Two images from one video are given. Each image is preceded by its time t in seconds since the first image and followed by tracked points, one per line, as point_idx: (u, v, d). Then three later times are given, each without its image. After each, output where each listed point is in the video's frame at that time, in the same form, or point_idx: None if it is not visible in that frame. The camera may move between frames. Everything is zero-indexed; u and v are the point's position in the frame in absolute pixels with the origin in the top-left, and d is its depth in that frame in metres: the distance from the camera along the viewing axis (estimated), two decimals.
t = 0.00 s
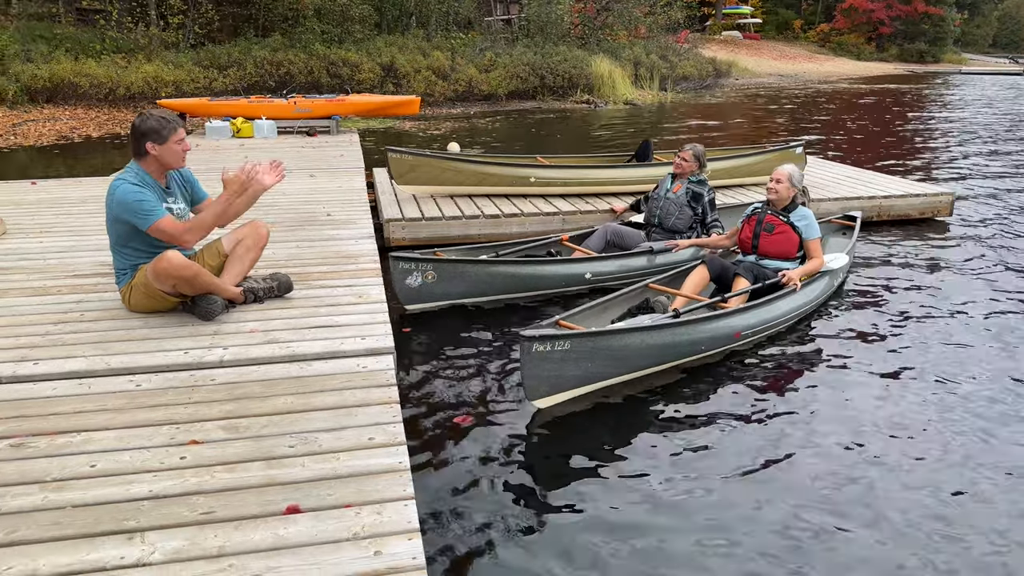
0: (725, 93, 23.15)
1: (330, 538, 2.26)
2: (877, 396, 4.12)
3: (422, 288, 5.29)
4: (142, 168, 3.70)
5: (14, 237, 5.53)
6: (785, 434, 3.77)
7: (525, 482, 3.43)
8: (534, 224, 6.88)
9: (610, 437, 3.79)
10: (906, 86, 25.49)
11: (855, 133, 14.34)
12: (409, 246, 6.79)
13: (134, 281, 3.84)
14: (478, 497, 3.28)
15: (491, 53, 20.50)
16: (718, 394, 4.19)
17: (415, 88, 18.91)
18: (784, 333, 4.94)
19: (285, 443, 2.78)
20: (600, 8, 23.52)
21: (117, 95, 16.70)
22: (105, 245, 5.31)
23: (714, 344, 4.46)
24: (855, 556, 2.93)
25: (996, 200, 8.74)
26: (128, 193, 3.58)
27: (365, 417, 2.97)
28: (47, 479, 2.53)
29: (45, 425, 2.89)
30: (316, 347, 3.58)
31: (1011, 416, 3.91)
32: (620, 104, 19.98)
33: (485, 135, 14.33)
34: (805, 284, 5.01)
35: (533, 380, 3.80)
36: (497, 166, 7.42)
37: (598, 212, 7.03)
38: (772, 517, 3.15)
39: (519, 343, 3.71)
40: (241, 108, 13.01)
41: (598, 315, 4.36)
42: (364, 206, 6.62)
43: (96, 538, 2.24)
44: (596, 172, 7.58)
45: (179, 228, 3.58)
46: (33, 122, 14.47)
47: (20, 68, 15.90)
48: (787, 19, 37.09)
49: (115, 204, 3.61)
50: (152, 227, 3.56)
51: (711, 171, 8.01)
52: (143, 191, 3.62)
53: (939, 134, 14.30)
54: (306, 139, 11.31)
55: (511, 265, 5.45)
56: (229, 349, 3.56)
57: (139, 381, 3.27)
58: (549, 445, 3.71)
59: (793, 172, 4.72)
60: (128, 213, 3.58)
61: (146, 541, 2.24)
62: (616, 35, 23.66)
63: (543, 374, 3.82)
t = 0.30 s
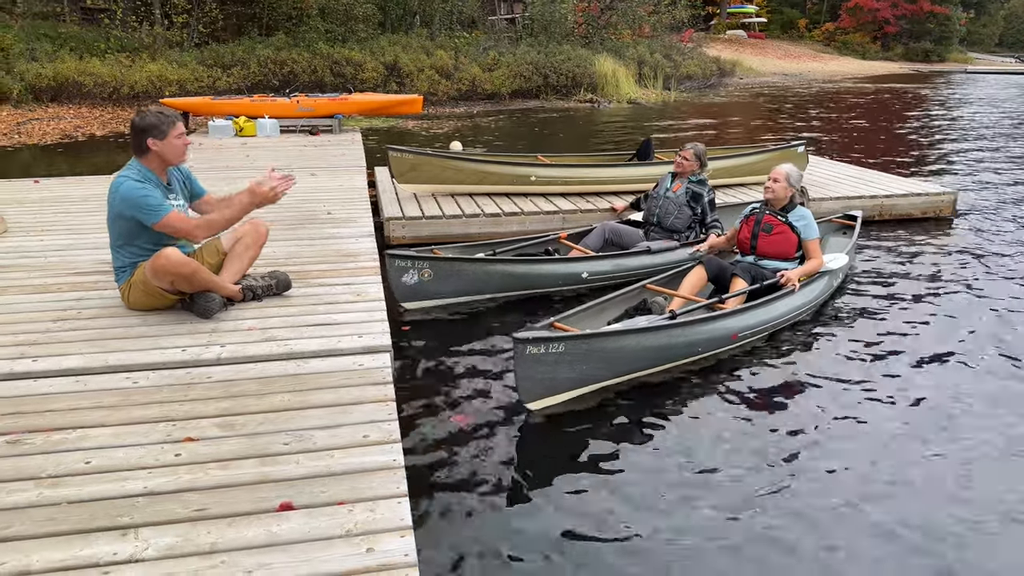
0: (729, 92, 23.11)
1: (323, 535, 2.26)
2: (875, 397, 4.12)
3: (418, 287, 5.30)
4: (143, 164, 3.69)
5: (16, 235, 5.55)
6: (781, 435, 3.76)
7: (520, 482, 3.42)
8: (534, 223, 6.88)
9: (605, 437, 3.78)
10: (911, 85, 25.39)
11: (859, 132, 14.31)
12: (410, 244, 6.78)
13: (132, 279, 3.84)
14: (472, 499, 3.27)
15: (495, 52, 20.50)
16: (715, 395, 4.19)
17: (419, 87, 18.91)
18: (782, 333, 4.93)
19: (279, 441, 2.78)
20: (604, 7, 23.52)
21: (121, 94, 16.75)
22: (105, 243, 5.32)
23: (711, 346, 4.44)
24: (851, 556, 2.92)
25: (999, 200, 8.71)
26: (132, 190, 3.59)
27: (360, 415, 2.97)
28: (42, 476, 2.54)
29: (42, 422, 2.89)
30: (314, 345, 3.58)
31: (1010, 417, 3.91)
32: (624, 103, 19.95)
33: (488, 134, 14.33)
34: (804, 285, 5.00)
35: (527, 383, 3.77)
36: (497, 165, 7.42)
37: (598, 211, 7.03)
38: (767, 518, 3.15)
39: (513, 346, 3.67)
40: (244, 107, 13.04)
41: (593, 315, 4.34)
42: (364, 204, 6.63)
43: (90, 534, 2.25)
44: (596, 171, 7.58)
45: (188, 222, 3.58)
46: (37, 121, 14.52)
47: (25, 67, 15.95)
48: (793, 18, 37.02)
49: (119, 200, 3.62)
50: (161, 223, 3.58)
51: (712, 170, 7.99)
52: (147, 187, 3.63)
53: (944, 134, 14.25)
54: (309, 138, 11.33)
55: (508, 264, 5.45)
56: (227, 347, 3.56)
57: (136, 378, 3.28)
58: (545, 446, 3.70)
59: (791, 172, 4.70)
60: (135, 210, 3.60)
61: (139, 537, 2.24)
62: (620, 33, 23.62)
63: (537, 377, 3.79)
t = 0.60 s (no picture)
0: (733, 91, 23.09)
1: (315, 533, 2.26)
2: (872, 395, 4.11)
3: (414, 286, 5.30)
4: (145, 161, 3.68)
5: (16, 233, 5.57)
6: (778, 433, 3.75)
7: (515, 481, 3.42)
8: (534, 222, 6.88)
9: (602, 437, 3.77)
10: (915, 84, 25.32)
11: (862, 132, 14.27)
12: (409, 243, 6.78)
13: (130, 276, 3.84)
14: (468, 498, 3.26)
15: (497, 51, 20.50)
16: (712, 395, 4.18)
17: (421, 86, 18.90)
18: (780, 333, 4.92)
19: (274, 439, 2.78)
20: (607, 6, 23.50)
21: (124, 93, 16.79)
22: (105, 241, 5.34)
23: (707, 346, 4.43)
24: (848, 554, 2.92)
25: (1002, 199, 8.68)
26: (133, 189, 3.57)
27: (356, 414, 2.97)
28: (36, 473, 2.54)
29: (37, 419, 2.90)
30: (311, 343, 3.58)
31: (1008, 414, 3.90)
32: (626, 102, 19.95)
33: (490, 133, 14.33)
34: (803, 285, 4.98)
35: (521, 383, 3.76)
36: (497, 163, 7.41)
37: (598, 210, 7.02)
38: (764, 516, 3.14)
39: (506, 346, 3.67)
40: (246, 105, 13.07)
41: (589, 316, 4.33)
42: (364, 203, 6.64)
43: (83, 531, 2.25)
44: (597, 170, 7.58)
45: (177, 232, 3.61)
46: (40, 120, 14.56)
47: (29, 65, 16.00)
48: (796, 18, 36.99)
49: (119, 198, 3.61)
50: (150, 230, 3.58)
51: (712, 169, 7.99)
52: (147, 185, 3.62)
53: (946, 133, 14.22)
54: (311, 137, 11.34)
55: (504, 263, 5.44)
56: (223, 345, 3.57)
57: (133, 376, 3.28)
58: (540, 446, 3.70)
59: (789, 171, 4.68)
60: (130, 211, 3.59)
61: (132, 535, 2.24)
62: (623, 33, 23.60)
63: (531, 377, 3.79)
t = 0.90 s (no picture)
0: (737, 90, 23.04)
1: (310, 533, 2.27)
2: (870, 399, 4.12)
3: (411, 285, 5.30)
4: (144, 160, 3.69)
5: (19, 232, 5.59)
6: (774, 437, 3.77)
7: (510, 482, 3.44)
8: (535, 221, 6.89)
9: (598, 438, 3.79)
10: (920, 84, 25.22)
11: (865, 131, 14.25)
12: (410, 242, 6.79)
13: (130, 275, 3.85)
14: (461, 500, 3.28)
15: (501, 51, 20.49)
16: (710, 398, 4.18)
17: (425, 85, 18.89)
18: (780, 335, 4.91)
19: (270, 438, 2.78)
20: (611, 6, 23.48)
21: (128, 92, 16.82)
22: (106, 240, 5.36)
23: (705, 348, 4.42)
24: (844, 558, 2.93)
25: (1005, 199, 8.66)
26: (132, 189, 3.58)
27: (353, 413, 2.98)
28: (34, 471, 2.55)
29: (36, 417, 2.91)
30: (309, 343, 3.59)
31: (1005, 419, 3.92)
32: (630, 102, 19.93)
33: (493, 133, 14.32)
34: (803, 287, 4.98)
35: (516, 386, 3.76)
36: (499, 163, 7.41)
37: (599, 210, 7.01)
38: (759, 520, 3.15)
39: (500, 348, 3.66)
40: (249, 105, 13.09)
41: (585, 318, 4.33)
42: (365, 202, 6.65)
43: (79, 529, 2.26)
44: (598, 170, 7.58)
45: (173, 233, 3.64)
46: (44, 119, 14.59)
47: (34, 65, 16.05)
48: (801, 17, 36.90)
49: (118, 198, 3.62)
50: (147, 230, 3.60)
51: (713, 169, 7.98)
52: (146, 185, 3.63)
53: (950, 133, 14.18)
54: (313, 137, 11.35)
55: (500, 263, 5.44)
56: (222, 344, 3.57)
57: (132, 375, 3.29)
58: (537, 448, 3.71)
59: (789, 172, 4.67)
60: (129, 211, 3.60)
61: (128, 533, 2.25)
62: (627, 32, 23.57)
63: (526, 380, 3.78)
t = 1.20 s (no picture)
0: (739, 90, 23.02)
1: (306, 533, 2.27)
2: (870, 402, 4.11)
3: (411, 285, 5.30)
4: (143, 161, 3.70)
5: (19, 231, 5.59)
6: (774, 440, 3.75)
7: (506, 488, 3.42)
8: (535, 221, 6.89)
9: (595, 442, 3.78)
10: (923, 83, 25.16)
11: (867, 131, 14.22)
12: (411, 242, 6.79)
13: (129, 275, 3.85)
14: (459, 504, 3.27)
15: (503, 50, 20.48)
16: (707, 402, 4.16)
17: (426, 85, 18.88)
18: (779, 338, 4.90)
19: (268, 438, 2.78)
20: (613, 5, 23.47)
21: (130, 91, 16.84)
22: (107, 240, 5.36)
23: (702, 351, 4.40)
24: (841, 561, 2.93)
25: (1007, 200, 8.65)
26: (130, 189, 3.59)
27: (351, 413, 2.97)
28: (31, 471, 2.55)
29: (34, 417, 2.91)
30: (308, 343, 3.59)
31: (1006, 420, 3.91)
32: (632, 101, 19.93)
33: (495, 132, 14.32)
34: (802, 289, 4.97)
35: (511, 389, 3.74)
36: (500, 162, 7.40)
37: (599, 210, 7.01)
38: (757, 523, 3.14)
39: (496, 351, 3.64)
40: (251, 104, 13.10)
41: (582, 320, 4.32)
42: (366, 202, 6.65)
43: (76, 529, 2.26)
44: (598, 170, 7.57)
45: (171, 233, 3.64)
46: (47, 118, 14.61)
47: (36, 64, 16.09)
48: (804, 16, 36.86)
49: (116, 198, 3.62)
50: (145, 230, 3.61)
51: (714, 169, 7.98)
52: (144, 185, 3.63)
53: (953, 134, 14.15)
54: (315, 136, 11.36)
55: (499, 263, 5.43)
56: (221, 344, 3.57)
57: (130, 374, 3.30)
58: (533, 452, 3.70)
59: (789, 173, 4.67)
60: (127, 210, 3.60)
61: (124, 533, 2.25)
62: (629, 32, 23.56)
63: (523, 383, 3.76)
